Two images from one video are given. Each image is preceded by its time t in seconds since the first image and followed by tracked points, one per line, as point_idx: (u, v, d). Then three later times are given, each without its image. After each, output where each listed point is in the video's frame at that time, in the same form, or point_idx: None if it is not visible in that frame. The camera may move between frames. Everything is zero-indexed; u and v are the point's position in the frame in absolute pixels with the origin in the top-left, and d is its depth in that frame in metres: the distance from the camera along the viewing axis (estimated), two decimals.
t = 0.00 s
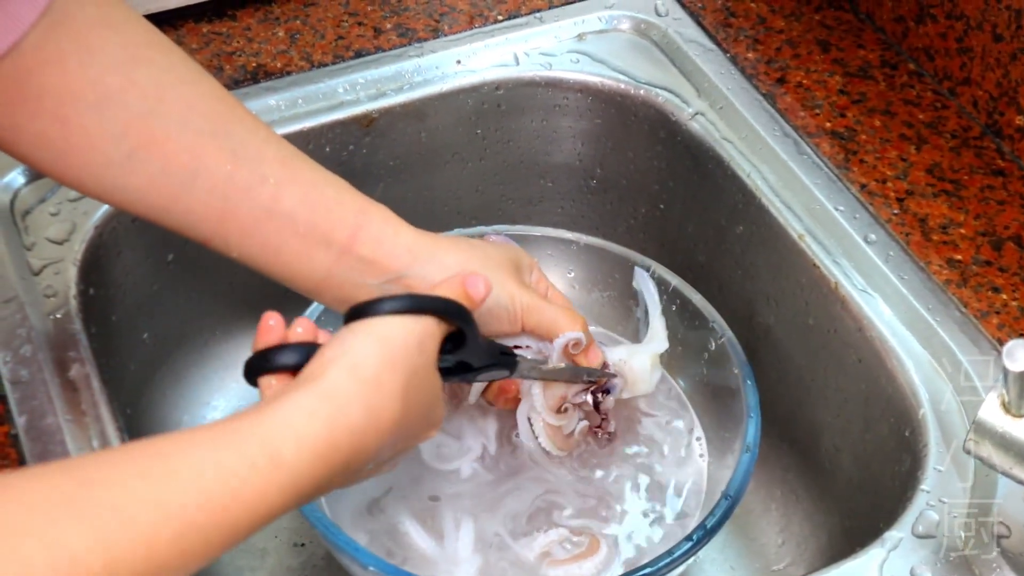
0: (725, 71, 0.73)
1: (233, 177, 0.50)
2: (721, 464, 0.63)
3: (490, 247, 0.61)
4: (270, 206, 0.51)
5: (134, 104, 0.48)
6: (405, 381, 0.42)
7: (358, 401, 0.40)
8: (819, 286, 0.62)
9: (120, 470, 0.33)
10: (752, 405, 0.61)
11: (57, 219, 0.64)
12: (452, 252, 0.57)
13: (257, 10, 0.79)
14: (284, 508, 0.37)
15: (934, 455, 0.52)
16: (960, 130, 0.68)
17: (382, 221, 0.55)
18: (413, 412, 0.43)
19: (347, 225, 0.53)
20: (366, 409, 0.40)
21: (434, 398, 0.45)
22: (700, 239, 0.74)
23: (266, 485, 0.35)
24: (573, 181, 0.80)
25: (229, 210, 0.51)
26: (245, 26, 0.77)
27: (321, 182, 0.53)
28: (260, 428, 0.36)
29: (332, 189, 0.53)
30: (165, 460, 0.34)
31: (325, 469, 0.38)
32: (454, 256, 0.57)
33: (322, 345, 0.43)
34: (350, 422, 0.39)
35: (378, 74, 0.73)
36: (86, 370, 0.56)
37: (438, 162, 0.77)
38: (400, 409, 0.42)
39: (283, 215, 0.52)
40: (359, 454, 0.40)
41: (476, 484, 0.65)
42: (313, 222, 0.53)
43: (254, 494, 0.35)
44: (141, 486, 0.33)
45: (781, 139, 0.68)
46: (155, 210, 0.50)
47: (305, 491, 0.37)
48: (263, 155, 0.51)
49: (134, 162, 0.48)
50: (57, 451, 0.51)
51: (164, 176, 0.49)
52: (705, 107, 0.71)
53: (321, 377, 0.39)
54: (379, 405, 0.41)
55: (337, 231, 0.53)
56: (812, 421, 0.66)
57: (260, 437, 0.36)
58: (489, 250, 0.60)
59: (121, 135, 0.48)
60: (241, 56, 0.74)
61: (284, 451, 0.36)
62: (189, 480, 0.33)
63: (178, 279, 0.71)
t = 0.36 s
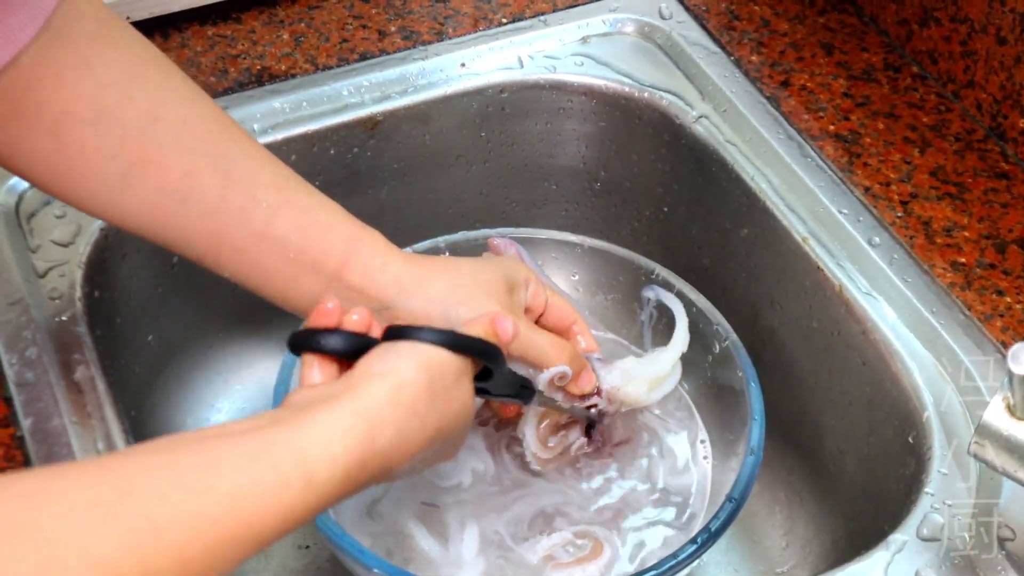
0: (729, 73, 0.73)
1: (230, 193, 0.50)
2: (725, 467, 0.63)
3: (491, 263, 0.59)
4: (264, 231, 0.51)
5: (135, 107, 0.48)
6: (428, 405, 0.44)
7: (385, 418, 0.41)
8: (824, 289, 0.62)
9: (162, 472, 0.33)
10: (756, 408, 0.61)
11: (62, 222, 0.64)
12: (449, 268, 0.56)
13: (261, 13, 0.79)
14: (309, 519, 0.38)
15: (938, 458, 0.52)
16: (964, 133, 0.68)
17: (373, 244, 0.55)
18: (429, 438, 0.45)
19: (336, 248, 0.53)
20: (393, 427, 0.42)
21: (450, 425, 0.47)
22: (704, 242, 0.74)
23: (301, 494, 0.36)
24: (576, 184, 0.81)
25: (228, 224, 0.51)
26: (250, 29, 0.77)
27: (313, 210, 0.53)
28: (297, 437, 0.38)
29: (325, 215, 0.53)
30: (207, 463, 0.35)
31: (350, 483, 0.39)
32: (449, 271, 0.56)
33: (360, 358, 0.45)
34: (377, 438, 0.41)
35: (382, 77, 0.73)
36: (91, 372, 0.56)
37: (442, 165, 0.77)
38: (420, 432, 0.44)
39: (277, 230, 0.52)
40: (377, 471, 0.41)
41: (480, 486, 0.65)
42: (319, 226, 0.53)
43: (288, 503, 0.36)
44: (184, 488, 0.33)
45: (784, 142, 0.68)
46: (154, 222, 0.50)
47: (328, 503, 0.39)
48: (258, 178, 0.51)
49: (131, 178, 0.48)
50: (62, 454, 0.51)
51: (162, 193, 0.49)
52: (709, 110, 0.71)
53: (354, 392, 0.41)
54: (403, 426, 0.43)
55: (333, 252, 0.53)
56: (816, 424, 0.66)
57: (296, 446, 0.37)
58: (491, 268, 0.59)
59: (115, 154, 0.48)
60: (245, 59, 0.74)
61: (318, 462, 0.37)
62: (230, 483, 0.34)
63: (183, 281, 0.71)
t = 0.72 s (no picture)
0: (730, 74, 0.73)
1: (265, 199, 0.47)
2: (726, 466, 0.63)
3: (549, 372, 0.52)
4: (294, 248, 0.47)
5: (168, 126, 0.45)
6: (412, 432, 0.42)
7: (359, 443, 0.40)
8: (825, 289, 0.62)
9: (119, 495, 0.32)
10: (758, 408, 0.61)
11: (64, 221, 0.64)
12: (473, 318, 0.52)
13: (263, 13, 0.79)
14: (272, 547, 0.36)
15: (940, 459, 0.52)
16: (966, 133, 0.68)
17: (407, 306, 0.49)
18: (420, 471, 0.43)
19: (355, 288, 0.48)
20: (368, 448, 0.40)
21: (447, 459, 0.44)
22: (706, 243, 0.74)
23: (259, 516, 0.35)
24: (577, 184, 0.81)
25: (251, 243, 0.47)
26: (252, 28, 0.77)
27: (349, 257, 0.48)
28: (262, 456, 0.36)
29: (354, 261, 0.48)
30: (166, 487, 0.33)
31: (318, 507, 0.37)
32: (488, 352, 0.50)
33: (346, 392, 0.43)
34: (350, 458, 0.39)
35: (384, 77, 0.73)
36: (92, 371, 0.56)
37: (443, 165, 0.77)
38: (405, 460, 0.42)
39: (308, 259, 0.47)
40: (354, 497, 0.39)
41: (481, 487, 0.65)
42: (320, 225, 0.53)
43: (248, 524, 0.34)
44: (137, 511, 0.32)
45: (786, 142, 0.68)
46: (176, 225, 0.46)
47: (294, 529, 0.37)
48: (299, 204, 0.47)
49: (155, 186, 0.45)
50: (63, 453, 0.51)
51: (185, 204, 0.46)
52: (711, 110, 0.71)
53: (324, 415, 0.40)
54: (382, 451, 0.40)
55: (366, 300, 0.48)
56: (818, 424, 0.66)
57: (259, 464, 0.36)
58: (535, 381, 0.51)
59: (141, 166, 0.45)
60: (247, 59, 0.74)
61: (281, 485, 0.36)
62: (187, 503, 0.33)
63: (184, 280, 0.71)
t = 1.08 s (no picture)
0: (730, 74, 0.73)
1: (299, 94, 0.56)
2: (725, 466, 0.63)
3: (543, 229, 0.58)
4: (328, 107, 0.56)
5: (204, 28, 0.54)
6: (313, 443, 0.40)
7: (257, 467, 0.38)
8: (825, 289, 0.62)
9: None
10: (757, 409, 0.61)
11: (64, 223, 0.64)
12: (481, 194, 0.58)
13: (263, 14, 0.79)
14: None
15: (940, 459, 0.52)
16: (966, 133, 0.68)
17: (405, 131, 0.58)
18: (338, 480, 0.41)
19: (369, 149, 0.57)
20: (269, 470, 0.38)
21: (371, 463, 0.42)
22: (707, 244, 0.74)
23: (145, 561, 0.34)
24: (577, 185, 0.81)
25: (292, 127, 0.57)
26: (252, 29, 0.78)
27: (362, 114, 0.57)
28: (143, 510, 0.36)
29: (358, 96, 0.57)
30: (42, 555, 0.34)
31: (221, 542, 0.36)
32: (483, 203, 0.57)
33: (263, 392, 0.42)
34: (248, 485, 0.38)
35: (384, 77, 0.74)
36: (92, 371, 0.56)
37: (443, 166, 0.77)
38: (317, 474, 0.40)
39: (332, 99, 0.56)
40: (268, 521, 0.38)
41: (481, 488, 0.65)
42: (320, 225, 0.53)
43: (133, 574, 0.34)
44: None
45: (786, 142, 0.68)
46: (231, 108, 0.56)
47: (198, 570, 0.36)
48: (335, 85, 0.57)
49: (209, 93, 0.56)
50: (63, 453, 0.51)
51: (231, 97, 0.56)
52: (710, 111, 0.71)
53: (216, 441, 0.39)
54: (283, 472, 0.39)
55: (369, 130, 0.57)
56: (818, 424, 0.66)
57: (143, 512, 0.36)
58: (526, 234, 0.57)
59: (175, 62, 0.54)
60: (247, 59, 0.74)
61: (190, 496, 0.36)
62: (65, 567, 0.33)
63: (184, 281, 0.71)
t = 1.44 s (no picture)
0: (732, 77, 0.73)
1: (286, 101, 0.56)
2: (726, 468, 0.63)
3: (527, 215, 0.58)
4: (306, 120, 0.56)
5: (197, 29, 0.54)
6: (294, 516, 0.34)
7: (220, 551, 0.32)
8: (827, 291, 0.62)
9: None
10: (760, 411, 0.61)
11: (66, 224, 0.64)
12: (457, 189, 0.58)
13: (266, 16, 0.79)
14: None
15: (942, 462, 0.52)
16: (968, 136, 0.68)
17: (381, 142, 0.57)
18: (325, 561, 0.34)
19: (354, 160, 0.57)
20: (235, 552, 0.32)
21: (360, 533, 0.35)
22: (709, 246, 0.74)
23: None
24: (579, 187, 0.81)
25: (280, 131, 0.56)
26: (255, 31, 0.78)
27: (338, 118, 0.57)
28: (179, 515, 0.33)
29: (330, 105, 0.57)
30: (73, 563, 0.31)
31: None
32: (460, 197, 0.57)
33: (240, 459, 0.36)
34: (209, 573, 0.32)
35: (386, 79, 0.74)
36: (94, 374, 0.56)
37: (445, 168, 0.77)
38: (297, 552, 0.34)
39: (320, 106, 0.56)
40: None
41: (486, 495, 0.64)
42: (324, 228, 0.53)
43: None
44: None
45: (788, 145, 0.68)
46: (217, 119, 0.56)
47: None
48: (316, 94, 0.56)
49: (199, 94, 0.55)
50: (65, 455, 0.51)
51: (219, 98, 0.55)
52: (713, 113, 0.71)
53: (170, 514, 0.32)
54: (299, 513, 0.34)
55: (343, 142, 0.57)
56: (819, 427, 0.66)
57: None
58: (507, 221, 0.57)
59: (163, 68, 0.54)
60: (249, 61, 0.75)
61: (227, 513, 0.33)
62: None
63: (186, 283, 0.71)
